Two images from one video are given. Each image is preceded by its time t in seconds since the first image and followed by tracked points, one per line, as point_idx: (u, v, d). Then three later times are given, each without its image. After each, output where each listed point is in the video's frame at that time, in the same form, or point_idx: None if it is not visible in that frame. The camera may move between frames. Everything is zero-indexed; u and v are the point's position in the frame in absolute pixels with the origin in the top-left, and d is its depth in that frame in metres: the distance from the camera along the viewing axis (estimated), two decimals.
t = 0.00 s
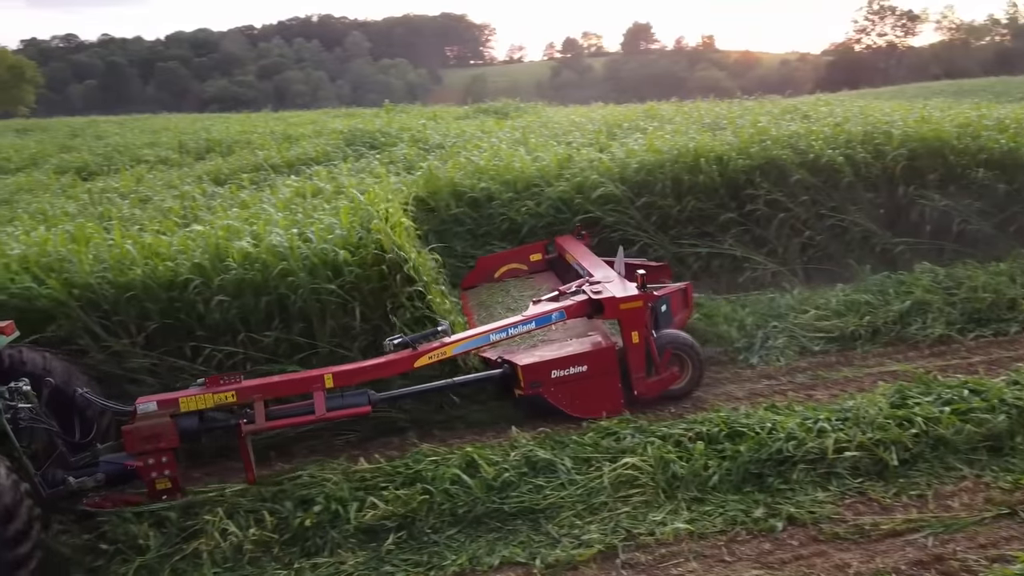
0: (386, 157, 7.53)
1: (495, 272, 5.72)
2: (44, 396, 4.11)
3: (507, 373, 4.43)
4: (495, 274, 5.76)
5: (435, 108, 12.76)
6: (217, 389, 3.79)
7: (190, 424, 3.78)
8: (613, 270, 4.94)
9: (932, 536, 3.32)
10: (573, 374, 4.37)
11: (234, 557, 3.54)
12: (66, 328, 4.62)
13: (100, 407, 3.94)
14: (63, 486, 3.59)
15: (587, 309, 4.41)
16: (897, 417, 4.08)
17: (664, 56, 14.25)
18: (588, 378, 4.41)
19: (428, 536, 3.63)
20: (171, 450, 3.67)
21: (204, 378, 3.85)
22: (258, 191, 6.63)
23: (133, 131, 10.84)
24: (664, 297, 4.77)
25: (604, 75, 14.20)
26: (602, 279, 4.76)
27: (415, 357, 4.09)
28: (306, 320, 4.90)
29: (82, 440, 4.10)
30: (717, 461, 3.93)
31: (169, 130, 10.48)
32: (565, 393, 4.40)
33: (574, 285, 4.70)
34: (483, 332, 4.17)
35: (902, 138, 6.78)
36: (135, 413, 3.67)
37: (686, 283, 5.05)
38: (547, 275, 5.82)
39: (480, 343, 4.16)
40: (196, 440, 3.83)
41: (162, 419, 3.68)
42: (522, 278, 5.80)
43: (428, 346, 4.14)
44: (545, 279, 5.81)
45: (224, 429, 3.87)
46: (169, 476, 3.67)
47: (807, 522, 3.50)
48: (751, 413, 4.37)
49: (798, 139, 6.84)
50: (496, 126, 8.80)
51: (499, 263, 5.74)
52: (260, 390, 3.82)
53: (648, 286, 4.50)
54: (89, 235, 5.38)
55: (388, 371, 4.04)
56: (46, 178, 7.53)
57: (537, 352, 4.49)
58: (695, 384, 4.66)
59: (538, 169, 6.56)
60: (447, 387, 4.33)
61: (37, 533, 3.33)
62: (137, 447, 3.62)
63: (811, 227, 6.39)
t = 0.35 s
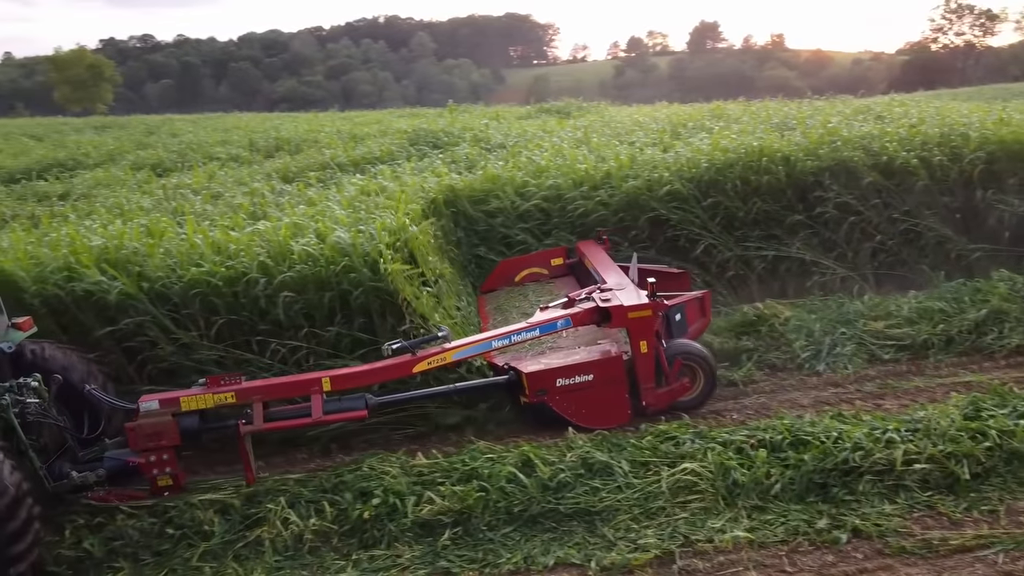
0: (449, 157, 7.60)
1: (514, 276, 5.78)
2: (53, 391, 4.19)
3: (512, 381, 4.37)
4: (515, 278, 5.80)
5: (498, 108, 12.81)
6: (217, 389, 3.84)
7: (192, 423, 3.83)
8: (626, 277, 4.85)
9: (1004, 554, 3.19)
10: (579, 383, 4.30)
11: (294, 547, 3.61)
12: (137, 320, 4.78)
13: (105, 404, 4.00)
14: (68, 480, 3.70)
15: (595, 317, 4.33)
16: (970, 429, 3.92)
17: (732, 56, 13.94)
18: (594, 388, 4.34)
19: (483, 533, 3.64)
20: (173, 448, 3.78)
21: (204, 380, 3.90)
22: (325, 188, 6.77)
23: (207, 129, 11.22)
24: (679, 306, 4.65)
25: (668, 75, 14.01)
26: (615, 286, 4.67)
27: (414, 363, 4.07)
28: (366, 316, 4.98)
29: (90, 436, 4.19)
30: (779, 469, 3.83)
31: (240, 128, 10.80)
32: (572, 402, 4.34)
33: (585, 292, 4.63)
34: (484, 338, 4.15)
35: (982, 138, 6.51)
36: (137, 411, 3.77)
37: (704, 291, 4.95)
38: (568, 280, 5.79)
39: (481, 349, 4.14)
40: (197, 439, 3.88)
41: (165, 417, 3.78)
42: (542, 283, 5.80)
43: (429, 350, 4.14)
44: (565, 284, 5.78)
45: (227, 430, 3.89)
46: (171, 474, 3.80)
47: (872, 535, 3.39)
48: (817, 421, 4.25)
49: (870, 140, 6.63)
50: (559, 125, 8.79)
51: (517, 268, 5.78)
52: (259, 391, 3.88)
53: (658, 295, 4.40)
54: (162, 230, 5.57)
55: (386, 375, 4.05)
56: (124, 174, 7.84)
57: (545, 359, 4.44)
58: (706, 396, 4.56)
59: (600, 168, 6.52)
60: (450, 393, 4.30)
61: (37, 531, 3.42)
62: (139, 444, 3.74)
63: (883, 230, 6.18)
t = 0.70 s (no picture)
0: (506, 157, 7.60)
1: (528, 280, 5.74)
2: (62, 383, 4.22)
3: (512, 387, 4.33)
4: (530, 282, 5.76)
5: (557, 108, 12.79)
6: (215, 389, 3.88)
7: (190, 421, 3.87)
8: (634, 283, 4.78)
9: None
10: (579, 390, 4.25)
11: (349, 539, 3.66)
12: (199, 315, 4.89)
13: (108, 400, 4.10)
14: (69, 473, 3.73)
15: (596, 324, 4.24)
16: None
17: (797, 55, 13.61)
18: (594, 396, 4.28)
19: (535, 533, 3.63)
20: (173, 445, 3.83)
21: (204, 378, 3.95)
22: (384, 187, 6.85)
23: (272, 128, 11.49)
24: (688, 313, 4.59)
25: (731, 74, 13.76)
26: (621, 292, 4.59)
27: (409, 367, 4.07)
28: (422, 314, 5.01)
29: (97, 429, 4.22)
30: (841, 479, 3.72)
31: (304, 127, 11.02)
32: (572, 410, 4.29)
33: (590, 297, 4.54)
34: (481, 344, 4.11)
35: None
36: (140, 407, 3.83)
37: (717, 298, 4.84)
38: (584, 284, 5.72)
39: (478, 355, 4.10)
40: (196, 437, 3.93)
41: (165, 415, 3.82)
42: (558, 286, 5.73)
43: (426, 354, 4.13)
44: (580, 288, 5.70)
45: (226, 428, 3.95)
46: (171, 470, 3.84)
47: (936, 549, 3.27)
48: (881, 430, 4.12)
49: (944, 141, 6.40)
50: (618, 125, 8.72)
51: (532, 271, 5.74)
52: (255, 393, 3.92)
53: (662, 302, 4.29)
54: (226, 225, 5.69)
55: (380, 379, 4.06)
56: (192, 171, 8.08)
57: (547, 365, 4.40)
58: (712, 405, 4.47)
59: (660, 168, 6.44)
60: (449, 397, 4.29)
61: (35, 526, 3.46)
62: (140, 440, 3.79)
63: (956, 236, 5.96)
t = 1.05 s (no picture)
0: (564, 156, 7.58)
1: (546, 282, 5.61)
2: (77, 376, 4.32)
3: (512, 391, 4.32)
4: (545, 284, 5.63)
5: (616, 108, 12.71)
6: (217, 386, 3.94)
7: (192, 417, 3.94)
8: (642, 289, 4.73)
9: None
10: (578, 396, 4.23)
11: (402, 533, 3.69)
12: (259, 311, 4.99)
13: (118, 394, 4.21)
14: (76, 464, 3.83)
15: (598, 330, 4.20)
16: None
17: (864, 54, 13.23)
18: (594, 402, 4.26)
19: (587, 535, 3.60)
20: (175, 440, 3.91)
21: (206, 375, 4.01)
22: (441, 186, 6.92)
23: (334, 127, 11.73)
24: (694, 321, 4.53)
25: (795, 74, 13.46)
26: (627, 298, 4.55)
27: (406, 368, 4.08)
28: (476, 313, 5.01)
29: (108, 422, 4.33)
30: (904, 490, 3.60)
31: (365, 127, 11.20)
32: (571, 415, 4.28)
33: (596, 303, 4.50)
34: (479, 347, 4.11)
35: None
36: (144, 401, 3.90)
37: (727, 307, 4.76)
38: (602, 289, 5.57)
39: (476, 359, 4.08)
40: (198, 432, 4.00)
41: (168, 410, 3.89)
42: (573, 290, 5.58)
43: (425, 357, 4.14)
44: (598, 293, 5.55)
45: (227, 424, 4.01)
46: (175, 464, 3.95)
47: (1004, 565, 3.16)
48: (948, 442, 3.96)
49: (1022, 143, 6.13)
50: (678, 125, 8.61)
51: (552, 273, 5.62)
52: (254, 391, 3.95)
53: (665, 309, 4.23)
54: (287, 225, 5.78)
55: (378, 380, 4.09)
56: (258, 169, 8.29)
57: (549, 370, 4.38)
58: (713, 415, 4.42)
59: (720, 168, 6.33)
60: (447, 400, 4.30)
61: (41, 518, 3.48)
62: (145, 433, 3.89)
63: None
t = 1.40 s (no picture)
0: (622, 156, 7.52)
1: (563, 284, 5.67)
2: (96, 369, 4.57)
3: (512, 393, 4.34)
4: (563, 287, 5.69)
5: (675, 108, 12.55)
6: (222, 380, 4.10)
7: (198, 409, 4.12)
8: (649, 295, 4.72)
9: None
10: (577, 400, 4.23)
11: (455, 529, 3.71)
12: (317, 309, 5.08)
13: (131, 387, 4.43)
14: (87, 452, 4.04)
15: (598, 335, 4.18)
16: None
17: (936, 53, 12.78)
18: (594, 407, 4.25)
19: (640, 539, 3.57)
20: (181, 431, 4.10)
21: (212, 369, 4.18)
22: (498, 185, 6.94)
23: (393, 126, 11.89)
24: (702, 328, 4.49)
25: (861, 74, 13.10)
26: (633, 303, 4.52)
27: (403, 368, 4.14)
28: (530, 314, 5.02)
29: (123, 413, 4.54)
30: (972, 504, 3.47)
31: (423, 126, 11.31)
32: (571, 419, 4.28)
33: (602, 308, 4.48)
34: (478, 348, 4.14)
35: None
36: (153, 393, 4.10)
37: (740, 314, 4.69)
38: (617, 293, 5.57)
39: (473, 360, 4.13)
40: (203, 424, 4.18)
41: (175, 403, 4.07)
42: (590, 293, 5.61)
43: (423, 357, 4.20)
44: (613, 296, 5.55)
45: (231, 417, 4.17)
46: (179, 454, 4.13)
47: None
48: (1019, 456, 3.79)
49: None
50: (740, 125, 8.45)
51: (568, 276, 5.67)
52: (257, 386, 4.09)
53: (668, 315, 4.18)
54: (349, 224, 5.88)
55: (376, 379, 4.16)
56: (319, 167, 8.44)
57: (551, 373, 4.40)
58: (716, 424, 4.35)
59: (783, 168, 6.20)
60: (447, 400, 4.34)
61: (49, 510, 3.67)
62: (153, 424, 4.07)
63: None
